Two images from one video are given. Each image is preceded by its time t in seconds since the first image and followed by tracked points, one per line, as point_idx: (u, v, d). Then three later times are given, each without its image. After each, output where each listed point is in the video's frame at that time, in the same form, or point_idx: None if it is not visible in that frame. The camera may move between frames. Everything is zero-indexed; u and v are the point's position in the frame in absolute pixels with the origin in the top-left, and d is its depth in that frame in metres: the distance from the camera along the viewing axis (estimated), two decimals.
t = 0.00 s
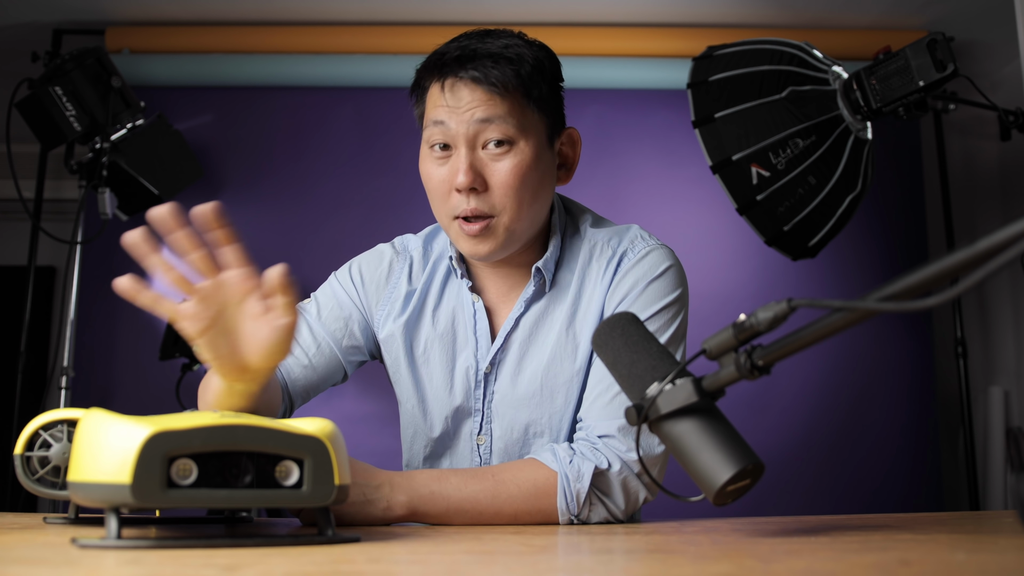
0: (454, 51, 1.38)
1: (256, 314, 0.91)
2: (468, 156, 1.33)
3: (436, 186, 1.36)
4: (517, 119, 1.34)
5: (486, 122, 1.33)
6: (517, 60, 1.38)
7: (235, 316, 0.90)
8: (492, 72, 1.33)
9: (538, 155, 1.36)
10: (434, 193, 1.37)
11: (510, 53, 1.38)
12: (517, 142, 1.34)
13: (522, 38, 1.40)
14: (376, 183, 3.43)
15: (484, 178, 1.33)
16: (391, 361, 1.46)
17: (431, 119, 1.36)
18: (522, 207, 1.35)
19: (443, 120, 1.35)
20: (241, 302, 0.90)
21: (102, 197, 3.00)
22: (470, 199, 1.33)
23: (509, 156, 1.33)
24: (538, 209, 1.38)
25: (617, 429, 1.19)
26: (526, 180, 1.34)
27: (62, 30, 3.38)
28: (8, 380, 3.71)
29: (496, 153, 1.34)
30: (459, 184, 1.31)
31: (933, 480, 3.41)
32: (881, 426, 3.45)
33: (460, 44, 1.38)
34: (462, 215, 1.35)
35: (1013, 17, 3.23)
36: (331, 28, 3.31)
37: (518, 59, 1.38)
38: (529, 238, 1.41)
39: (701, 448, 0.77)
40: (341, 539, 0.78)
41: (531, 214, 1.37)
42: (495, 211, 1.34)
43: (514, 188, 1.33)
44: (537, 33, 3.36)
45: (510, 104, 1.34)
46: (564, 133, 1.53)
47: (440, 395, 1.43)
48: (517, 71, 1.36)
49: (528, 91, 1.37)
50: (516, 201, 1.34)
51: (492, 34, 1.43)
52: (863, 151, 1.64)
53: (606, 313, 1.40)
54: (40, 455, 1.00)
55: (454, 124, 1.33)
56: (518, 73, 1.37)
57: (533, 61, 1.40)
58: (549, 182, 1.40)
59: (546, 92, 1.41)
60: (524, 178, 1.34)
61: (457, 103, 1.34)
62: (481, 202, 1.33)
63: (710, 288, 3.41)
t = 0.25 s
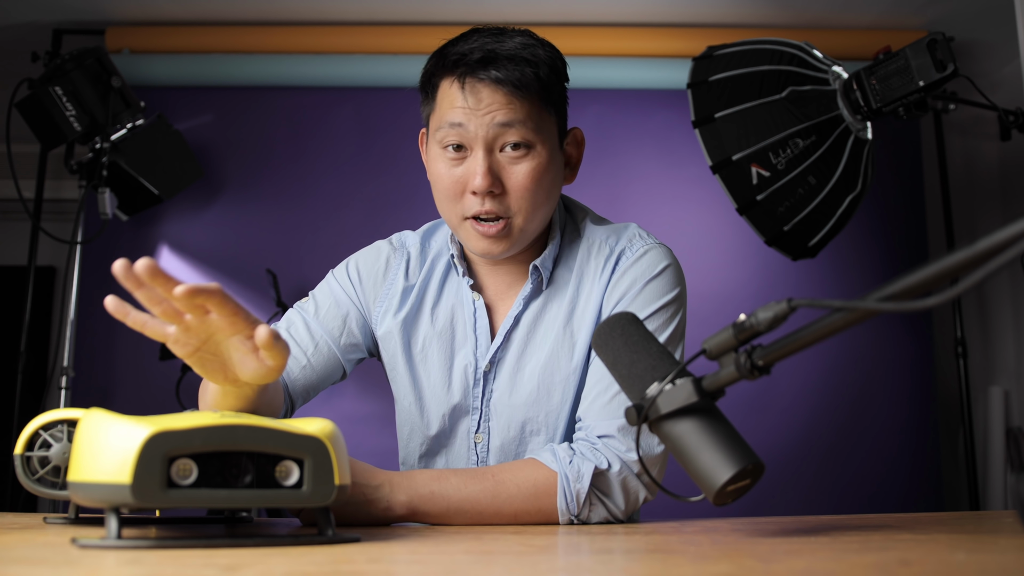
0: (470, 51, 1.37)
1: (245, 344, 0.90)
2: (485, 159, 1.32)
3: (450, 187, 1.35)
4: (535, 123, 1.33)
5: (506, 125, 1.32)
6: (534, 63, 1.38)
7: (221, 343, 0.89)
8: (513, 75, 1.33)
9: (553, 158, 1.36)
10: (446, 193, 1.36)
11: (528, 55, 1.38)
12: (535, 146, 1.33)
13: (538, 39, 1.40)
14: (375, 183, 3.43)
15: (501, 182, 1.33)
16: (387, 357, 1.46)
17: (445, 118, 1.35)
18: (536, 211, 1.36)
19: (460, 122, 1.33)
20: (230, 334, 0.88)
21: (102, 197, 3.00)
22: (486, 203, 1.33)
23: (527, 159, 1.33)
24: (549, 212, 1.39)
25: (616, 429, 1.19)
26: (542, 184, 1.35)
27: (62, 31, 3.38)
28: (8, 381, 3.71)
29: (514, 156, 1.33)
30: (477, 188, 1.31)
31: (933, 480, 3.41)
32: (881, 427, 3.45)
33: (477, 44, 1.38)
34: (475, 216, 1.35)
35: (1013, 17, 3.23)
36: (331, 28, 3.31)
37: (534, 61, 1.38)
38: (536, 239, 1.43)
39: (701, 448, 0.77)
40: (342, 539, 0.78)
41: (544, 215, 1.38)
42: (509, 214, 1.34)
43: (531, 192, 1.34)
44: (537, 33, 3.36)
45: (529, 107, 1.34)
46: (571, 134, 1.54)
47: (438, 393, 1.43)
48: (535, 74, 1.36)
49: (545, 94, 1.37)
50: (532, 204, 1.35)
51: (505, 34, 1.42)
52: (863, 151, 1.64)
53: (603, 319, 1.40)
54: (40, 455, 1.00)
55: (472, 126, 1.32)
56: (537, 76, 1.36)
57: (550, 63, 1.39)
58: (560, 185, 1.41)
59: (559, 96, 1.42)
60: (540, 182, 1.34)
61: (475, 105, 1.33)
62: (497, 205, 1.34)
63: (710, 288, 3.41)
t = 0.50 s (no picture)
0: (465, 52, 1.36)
1: (239, 339, 0.91)
2: (477, 162, 1.31)
3: (443, 188, 1.34)
4: (528, 126, 1.32)
5: (498, 128, 1.31)
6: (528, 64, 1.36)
7: (216, 338, 0.90)
8: (506, 77, 1.32)
9: (547, 160, 1.35)
10: (439, 194, 1.36)
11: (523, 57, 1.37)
12: (528, 148, 1.33)
13: (535, 42, 1.40)
14: (375, 182, 3.43)
15: (493, 184, 1.32)
16: (385, 356, 1.46)
17: (438, 120, 1.34)
18: (528, 213, 1.35)
19: (453, 125, 1.32)
20: (225, 328, 0.89)
21: (102, 197, 3.00)
22: (478, 205, 1.32)
23: (520, 162, 1.32)
24: (542, 214, 1.38)
25: (616, 429, 1.19)
26: (534, 186, 1.34)
27: (62, 30, 3.38)
28: (8, 381, 3.71)
29: (506, 158, 1.32)
30: (468, 190, 1.31)
31: (933, 480, 3.41)
32: (881, 427, 3.45)
33: (472, 45, 1.38)
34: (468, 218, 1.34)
35: (1013, 17, 3.23)
36: (331, 27, 3.31)
37: (530, 62, 1.38)
38: (532, 241, 1.42)
39: (701, 448, 0.76)
40: (341, 539, 0.78)
41: (538, 217, 1.37)
42: (502, 215, 1.34)
43: (523, 194, 1.33)
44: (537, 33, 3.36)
45: (522, 110, 1.33)
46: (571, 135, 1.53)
47: (437, 393, 1.43)
48: (529, 76, 1.35)
49: (540, 96, 1.36)
50: (524, 206, 1.34)
51: (502, 34, 1.41)
52: (863, 151, 1.64)
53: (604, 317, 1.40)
54: (40, 455, 1.00)
55: (464, 128, 1.31)
56: (530, 78, 1.35)
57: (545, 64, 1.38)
58: (555, 187, 1.40)
59: (555, 97, 1.40)
60: (533, 185, 1.34)
61: (467, 107, 1.32)
62: (489, 207, 1.33)
63: (710, 288, 3.41)
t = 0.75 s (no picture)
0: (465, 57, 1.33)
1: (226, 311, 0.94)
2: (473, 173, 1.30)
3: (439, 195, 1.34)
4: (525, 137, 1.31)
5: (493, 141, 1.29)
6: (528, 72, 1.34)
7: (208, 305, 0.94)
8: (501, 87, 1.29)
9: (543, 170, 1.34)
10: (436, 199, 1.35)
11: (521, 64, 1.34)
12: (524, 159, 1.31)
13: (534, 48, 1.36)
14: (375, 182, 3.43)
15: (488, 194, 1.32)
16: (387, 354, 1.46)
17: (435, 127, 1.32)
18: (524, 221, 1.35)
19: (449, 135, 1.30)
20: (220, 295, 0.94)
21: (102, 197, 3.00)
22: (472, 214, 1.32)
23: (515, 173, 1.31)
24: (539, 221, 1.38)
25: (616, 429, 1.19)
26: (530, 196, 1.33)
27: (62, 30, 3.37)
28: (8, 381, 3.71)
29: (502, 169, 1.31)
30: (462, 201, 1.30)
31: (932, 480, 3.41)
32: (880, 427, 3.45)
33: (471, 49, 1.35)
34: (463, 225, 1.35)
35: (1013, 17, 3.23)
36: (331, 28, 3.31)
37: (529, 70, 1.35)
38: (529, 246, 1.42)
39: (701, 449, 0.76)
40: (342, 539, 0.78)
41: (534, 225, 1.37)
42: (496, 224, 1.34)
43: (518, 205, 1.33)
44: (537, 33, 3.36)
45: (518, 121, 1.30)
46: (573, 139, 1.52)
47: (438, 392, 1.43)
48: (526, 85, 1.32)
49: (539, 104, 1.34)
50: (520, 216, 1.34)
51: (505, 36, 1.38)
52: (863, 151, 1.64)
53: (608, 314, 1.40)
54: (40, 455, 1.00)
55: (460, 139, 1.29)
56: (529, 87, 1.32)
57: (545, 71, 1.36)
58: (552, 193, 1.39)
59: (556, 103, 1.38)
60: (528, 195, 1.33)
61: (464, 117, 1.29)
62: (483, 216, 1.33)
63: (710, 288, 3.41)
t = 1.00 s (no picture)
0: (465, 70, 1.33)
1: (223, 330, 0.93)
2: (473, 186, 1.30)
3: (439, 207, 1.34)
4: (526, 152, 1.30)
5: (493, 155, 1.29)
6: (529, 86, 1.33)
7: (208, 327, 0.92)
8: (501, 103, 1.29)
9: (544, 184, 1.34)
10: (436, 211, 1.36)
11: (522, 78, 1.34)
12: (524, 174, 1.31)
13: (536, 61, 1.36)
14: (375, 182, 3.43)
15: (488, 207, 1.32)
16: (391, 357, 1.46)
17: (436, 140, 1.32)
18: (525, 235, 1.35)
19: (449, 150, 1.30)
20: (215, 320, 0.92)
21: (102, 197, 3.00)
22: (473, 227, 1.32)
23: (516, 187, 1.31)
24: (540, 233, 1.38)
25: (617, 429, 1.19)
26: (530, 210, 1.33)
27: (62, 30, 3.38)
28: (8, 381, 3.71)
29: (503, 183, 1.31)
30: (462, 214, 1.30)
31: (932, 479, 3.41)
32: (881, 427, 3.45)
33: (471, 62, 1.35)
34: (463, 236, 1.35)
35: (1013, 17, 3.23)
36: (331, 27, 3.31)
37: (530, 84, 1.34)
38: (530, 255, 1.43)
39: (702, 449, 0.76)
40: (341, 538, 0.78)
41: (535, 237, 1.37)
42: (497, 237, 1.34)
43: (518, 218, 1.33)
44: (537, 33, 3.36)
45: (519, 136, 1.30)
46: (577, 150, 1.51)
47: (441, 395, 1.43)
48: (527, 100, 1.32)
49: (540, 118, 1.33)
50: (520, 229, 1.34)
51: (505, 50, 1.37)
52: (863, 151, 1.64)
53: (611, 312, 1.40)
54: (40, 455, 1.00)
55: (460, 153, 1.29)
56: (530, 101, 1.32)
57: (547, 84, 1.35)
58: (554, 206, 1.39)
59: (557, 117, 1.38)
60: (529, 208, 1.33)
61: (464, 132, 1.29)
62: (484, 229, 1.33)
63: (710, 288, 3.41)
